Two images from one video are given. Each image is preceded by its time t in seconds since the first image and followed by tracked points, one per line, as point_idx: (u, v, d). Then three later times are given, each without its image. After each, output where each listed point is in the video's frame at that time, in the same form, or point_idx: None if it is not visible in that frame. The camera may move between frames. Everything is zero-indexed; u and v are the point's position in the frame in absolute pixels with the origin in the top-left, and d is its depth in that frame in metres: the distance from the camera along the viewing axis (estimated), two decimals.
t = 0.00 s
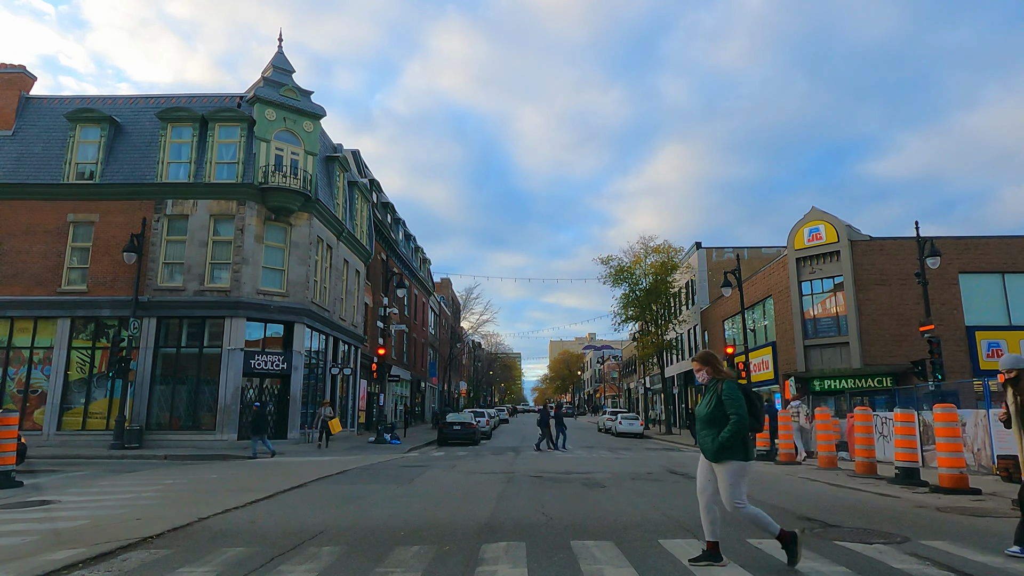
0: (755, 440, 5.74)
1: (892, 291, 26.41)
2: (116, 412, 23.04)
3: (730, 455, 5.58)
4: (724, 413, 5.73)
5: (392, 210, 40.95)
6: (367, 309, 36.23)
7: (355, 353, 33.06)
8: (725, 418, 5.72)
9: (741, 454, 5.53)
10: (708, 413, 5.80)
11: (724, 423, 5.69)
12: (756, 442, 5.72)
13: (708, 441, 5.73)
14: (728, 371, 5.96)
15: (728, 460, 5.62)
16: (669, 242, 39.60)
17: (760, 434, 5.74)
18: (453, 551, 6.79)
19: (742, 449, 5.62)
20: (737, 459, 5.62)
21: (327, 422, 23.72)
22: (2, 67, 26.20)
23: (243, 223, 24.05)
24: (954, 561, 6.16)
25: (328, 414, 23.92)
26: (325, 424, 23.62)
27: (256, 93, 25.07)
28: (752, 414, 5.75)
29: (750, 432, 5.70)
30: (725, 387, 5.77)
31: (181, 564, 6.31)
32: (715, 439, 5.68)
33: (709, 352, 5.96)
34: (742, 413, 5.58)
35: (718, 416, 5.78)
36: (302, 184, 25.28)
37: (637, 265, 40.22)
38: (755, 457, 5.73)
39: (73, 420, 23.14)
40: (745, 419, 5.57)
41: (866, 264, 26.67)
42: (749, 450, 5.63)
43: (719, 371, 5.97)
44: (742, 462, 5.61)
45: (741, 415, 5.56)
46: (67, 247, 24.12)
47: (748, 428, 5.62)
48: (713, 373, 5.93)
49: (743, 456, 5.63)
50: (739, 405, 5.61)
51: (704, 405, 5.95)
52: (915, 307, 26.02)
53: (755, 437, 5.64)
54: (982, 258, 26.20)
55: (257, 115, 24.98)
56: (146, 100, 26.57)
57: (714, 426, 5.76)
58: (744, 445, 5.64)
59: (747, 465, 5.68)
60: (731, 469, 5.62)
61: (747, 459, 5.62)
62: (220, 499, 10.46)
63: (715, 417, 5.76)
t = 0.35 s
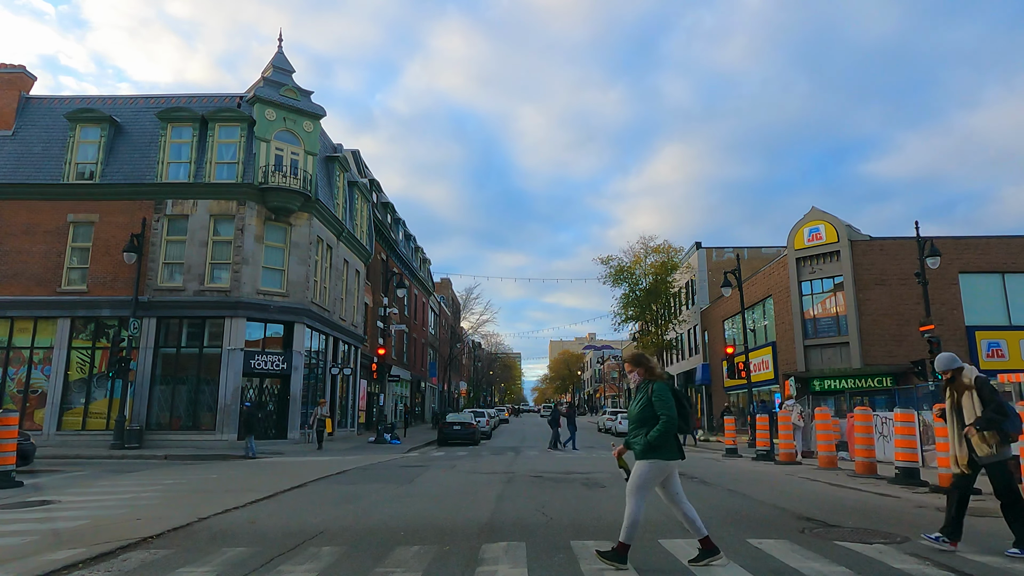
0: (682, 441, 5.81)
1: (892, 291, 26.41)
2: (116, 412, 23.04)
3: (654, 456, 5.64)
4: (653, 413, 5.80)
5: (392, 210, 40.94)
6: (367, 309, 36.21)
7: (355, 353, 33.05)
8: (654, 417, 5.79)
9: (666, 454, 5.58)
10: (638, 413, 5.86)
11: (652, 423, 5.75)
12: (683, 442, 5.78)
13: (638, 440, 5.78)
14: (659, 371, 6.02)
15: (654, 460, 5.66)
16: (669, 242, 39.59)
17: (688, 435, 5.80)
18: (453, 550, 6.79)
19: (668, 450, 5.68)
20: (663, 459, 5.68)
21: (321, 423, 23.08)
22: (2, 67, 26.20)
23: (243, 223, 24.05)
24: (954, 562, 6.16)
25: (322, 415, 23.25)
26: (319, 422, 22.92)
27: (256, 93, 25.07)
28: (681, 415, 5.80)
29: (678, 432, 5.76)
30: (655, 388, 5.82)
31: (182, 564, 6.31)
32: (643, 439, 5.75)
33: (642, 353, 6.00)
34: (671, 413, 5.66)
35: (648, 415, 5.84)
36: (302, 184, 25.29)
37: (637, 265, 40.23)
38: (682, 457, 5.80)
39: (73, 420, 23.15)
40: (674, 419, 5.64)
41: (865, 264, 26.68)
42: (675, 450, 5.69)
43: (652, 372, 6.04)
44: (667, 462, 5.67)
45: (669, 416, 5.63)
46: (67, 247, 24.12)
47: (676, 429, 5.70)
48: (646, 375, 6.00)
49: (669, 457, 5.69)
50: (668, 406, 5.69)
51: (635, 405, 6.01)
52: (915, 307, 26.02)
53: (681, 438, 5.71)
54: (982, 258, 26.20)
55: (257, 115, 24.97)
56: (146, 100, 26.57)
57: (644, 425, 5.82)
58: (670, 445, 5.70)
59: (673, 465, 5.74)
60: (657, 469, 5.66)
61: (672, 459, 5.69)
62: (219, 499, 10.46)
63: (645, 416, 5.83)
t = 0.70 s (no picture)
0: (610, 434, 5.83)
1: (892, 291, 26.42)
2: (116, 412, 23.03)
3: (580, 451, 5.68)
4: (579, 408, 5.82)
5: (392, 210, 40.93)
6: (367, 309, 36.21)
7: (355, 353, 33.05)
8: (580, 413, 5.82)
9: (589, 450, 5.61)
10: (565, 409, 5.87)
11: (577, 418, 5.76)
12: (611, 436, 5.81)
13: (565, 435, 5.83)
14: (586, 365, 6.01)
15: (581, 455, 5.72)
16: (669, 242, 39.61)
17: (614, 428, 5.82)
18: (454, 551, 6.79)
19: (594, 444, 5.71)
20: (589, 453, 5.72)
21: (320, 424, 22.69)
22: (2, 67, 26.20)
23: (243, 223, 24.05)
24: (954, 561, 6.16)
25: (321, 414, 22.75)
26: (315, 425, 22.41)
27: (256, 93, 25.06)
28: (608, 409, 5.82)
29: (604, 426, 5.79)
30: (581, 383, 5.82)
31: (182, 564, 6.31)
32: (569, 434, 5.79)
33: (568, 348, 5.99)
34: (595, 408, 5.68)
35: (574, 410, 5.86)
36: (302, 184, 25.28)
37: (637, 265, 40.24)
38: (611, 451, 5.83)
39: (73, 419, 23.14)
40: (598, 414, 5.67)
41: (865, 264, 26.68)
42: (601, 445, 5.72)
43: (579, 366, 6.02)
44: (594, 456, 5.72)
45: (592, 411, 5.64)
46: (67, 247, 24.11)
47: (602, 424, 5.72)
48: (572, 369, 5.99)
49: (596, 451, 5.72)
50: (592, 401, 5.70)
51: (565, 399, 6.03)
52: (915, 307, 26.02)
53: (607, 431, 5.73)
54: (982, 258, 26.21)
55: (257, 115, 24.97)
56: (146, 100, 26.57)
57: (570, 421, 5.85)
58: (596, 440, 5.74)
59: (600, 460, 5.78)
60: (583, 464, 5.71)
61: (600, 453, 5.73)
62: (219, 500, 10.45)
63: (572, 412, 5.85)
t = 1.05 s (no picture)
0: (534, 439, 5.89)
1: (892, 291, 26.42)
2: (116, 412, 23.03)
3: (503, 455, 5.73)
4: (505, 412, 5.85)
5: (392, 210, 40.92)
6: (367, 309, 36.20)
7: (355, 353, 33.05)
8: (506, 416, 5.84)
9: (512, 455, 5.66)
10: (492, 412, 5.89)
11: (502, 422, 5.81)
12: (535, 441, 5.87)
13: (490, 439, 5.85)
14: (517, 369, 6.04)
15: (505, 459, 5.75)
16: (669, 242, 39.61)
17: (540, 434, 5.88)
18: (454, 551, 6.80)
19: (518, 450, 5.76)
20: (513, 458, 5.77)
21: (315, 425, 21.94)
22: (3, 67, 26.19)
23: (243, 223, 24.05)
24: (954, 562, 6.15)
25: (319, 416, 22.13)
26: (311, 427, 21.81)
27: (256, 93, 25.06)
28: (534, 414, 5.88)
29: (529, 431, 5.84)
30: (509, 388, 5.83)
31: (181, 564, 6.31)
32: (495, 437, 5.81)
33: (500, 352, 5.99)
34: (520, 413, 5.73)
35: (501, 414, 5.89)
36: (302, 184, 25.28)
37: (637, 265, 40.25)
38: (533, 457, 5.89)
39: (73, 419, 23.14)
40: (522, 419, 5.72)
41: (865, 264, 26.67)
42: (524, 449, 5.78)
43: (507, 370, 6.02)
44: (516, 461, 5.77)
45: (517, 415, 5.69)
46: (67, 247, 24.11)
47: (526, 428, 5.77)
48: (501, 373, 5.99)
49: (519, 457, 5.78)
50: (518, 406, 5.74)
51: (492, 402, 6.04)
52: (915, 307, 26.02)
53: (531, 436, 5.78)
54: (982, 258, 26.20)
55: (257, 115, 24.96)
56: (146, 100, 26.57)
57: (496, 424, 5.87)
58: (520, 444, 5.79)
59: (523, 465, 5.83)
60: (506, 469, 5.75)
61: (523, 457, 5.78)
62: (219, 500, 10.45)
63: (498, 415, 5.87)
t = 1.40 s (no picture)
0: (462, 449, 5.79)
1: (892, 291, 26.42)
2: (116, 412, 23.03)
3: (427, 464, 5.60)
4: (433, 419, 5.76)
5: (392, 210, 40.92)
6: (367, 309, 36.20)
7: (355, 353, 33.06)
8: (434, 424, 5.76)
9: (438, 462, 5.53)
10: (421, 420, 5.81)
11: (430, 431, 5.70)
12: (462, 450, 5.77)
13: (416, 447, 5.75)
14: (447, 378, 5.97)
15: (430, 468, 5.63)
16: (669, 242, 39.62)
17: (469, 442, 5.80)
18: (454, 551, 6.80)
19: (443, 459, 5.64)
20: (440, 467, 5.63)
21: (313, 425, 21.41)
22: (3, 67, 26.20)
23: (243, 223, 24.06)
24: (954, 561, 6.15)
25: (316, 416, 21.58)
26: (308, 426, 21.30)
27: (256, 93, 25.06)
28: (463, 423, 5.83)
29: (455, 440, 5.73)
30: (438, 396, 5.72)
31: (181, 564, 6.31)
32: (421, 445, 5.72)
33: (430, 358, 5.91)
34: (448, 422, 5.63)
35: (429, 422, 5.80)
36: (302, 184, 25.28)
37: (637, 265, 40.26)
38: (461, 466, 5.77)
39: (73, 419, 23.15)
40: (449, 428, 5.61)
41: (865, 264, 26.67)
42: (448, 459, 5.65)
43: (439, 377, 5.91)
44: (443, 470, 5.64)
45: (444, 423, 5.59)
46: (67, 247, 24.12)
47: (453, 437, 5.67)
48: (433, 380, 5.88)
49: (447, 465, 5.65)
50: (445, 413, 5.64)
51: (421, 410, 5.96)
52: (916, 307, 26.02)
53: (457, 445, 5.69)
54: (982, 258, 26.21)
55: (257, 115, 24.96)
56: (146, 100, 26.57)
57: (424, 432, 5.79)
58: (446, 453, 5.67)
59: (449, 475, 5.70)
60: (432, 476, 5.62)
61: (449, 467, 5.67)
62: (219, 500, 10.45)
63: (427, 423, 5.79)
